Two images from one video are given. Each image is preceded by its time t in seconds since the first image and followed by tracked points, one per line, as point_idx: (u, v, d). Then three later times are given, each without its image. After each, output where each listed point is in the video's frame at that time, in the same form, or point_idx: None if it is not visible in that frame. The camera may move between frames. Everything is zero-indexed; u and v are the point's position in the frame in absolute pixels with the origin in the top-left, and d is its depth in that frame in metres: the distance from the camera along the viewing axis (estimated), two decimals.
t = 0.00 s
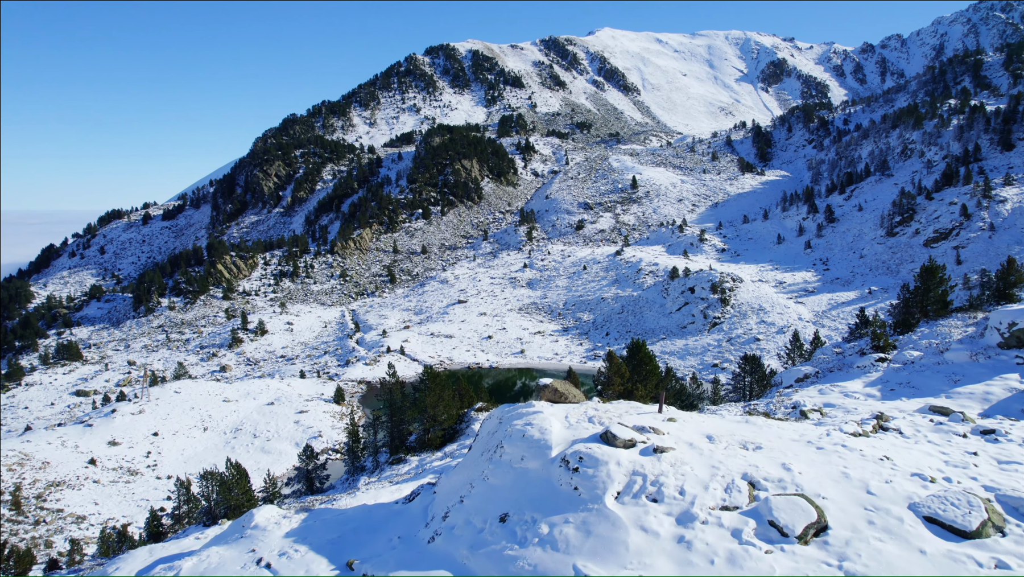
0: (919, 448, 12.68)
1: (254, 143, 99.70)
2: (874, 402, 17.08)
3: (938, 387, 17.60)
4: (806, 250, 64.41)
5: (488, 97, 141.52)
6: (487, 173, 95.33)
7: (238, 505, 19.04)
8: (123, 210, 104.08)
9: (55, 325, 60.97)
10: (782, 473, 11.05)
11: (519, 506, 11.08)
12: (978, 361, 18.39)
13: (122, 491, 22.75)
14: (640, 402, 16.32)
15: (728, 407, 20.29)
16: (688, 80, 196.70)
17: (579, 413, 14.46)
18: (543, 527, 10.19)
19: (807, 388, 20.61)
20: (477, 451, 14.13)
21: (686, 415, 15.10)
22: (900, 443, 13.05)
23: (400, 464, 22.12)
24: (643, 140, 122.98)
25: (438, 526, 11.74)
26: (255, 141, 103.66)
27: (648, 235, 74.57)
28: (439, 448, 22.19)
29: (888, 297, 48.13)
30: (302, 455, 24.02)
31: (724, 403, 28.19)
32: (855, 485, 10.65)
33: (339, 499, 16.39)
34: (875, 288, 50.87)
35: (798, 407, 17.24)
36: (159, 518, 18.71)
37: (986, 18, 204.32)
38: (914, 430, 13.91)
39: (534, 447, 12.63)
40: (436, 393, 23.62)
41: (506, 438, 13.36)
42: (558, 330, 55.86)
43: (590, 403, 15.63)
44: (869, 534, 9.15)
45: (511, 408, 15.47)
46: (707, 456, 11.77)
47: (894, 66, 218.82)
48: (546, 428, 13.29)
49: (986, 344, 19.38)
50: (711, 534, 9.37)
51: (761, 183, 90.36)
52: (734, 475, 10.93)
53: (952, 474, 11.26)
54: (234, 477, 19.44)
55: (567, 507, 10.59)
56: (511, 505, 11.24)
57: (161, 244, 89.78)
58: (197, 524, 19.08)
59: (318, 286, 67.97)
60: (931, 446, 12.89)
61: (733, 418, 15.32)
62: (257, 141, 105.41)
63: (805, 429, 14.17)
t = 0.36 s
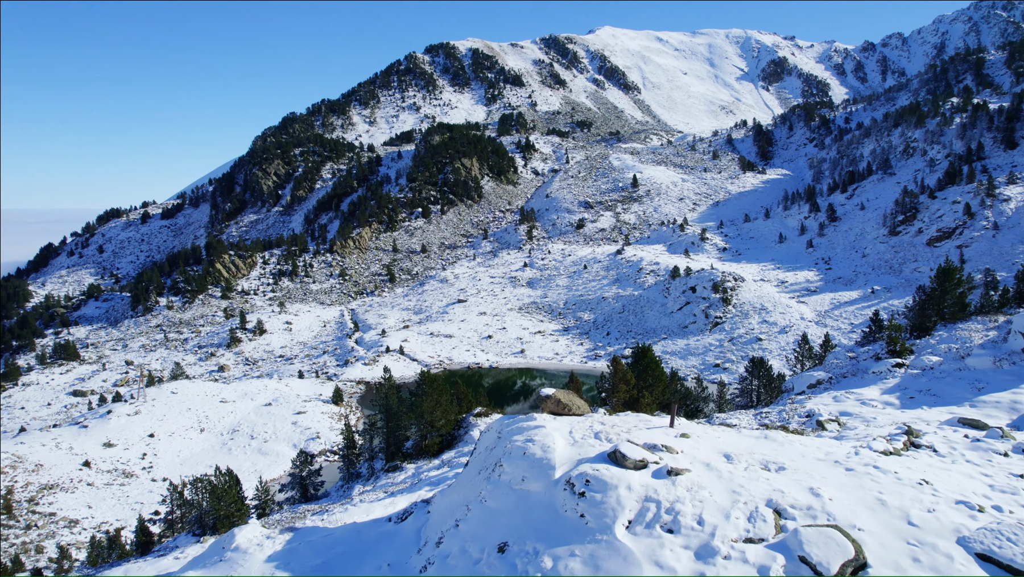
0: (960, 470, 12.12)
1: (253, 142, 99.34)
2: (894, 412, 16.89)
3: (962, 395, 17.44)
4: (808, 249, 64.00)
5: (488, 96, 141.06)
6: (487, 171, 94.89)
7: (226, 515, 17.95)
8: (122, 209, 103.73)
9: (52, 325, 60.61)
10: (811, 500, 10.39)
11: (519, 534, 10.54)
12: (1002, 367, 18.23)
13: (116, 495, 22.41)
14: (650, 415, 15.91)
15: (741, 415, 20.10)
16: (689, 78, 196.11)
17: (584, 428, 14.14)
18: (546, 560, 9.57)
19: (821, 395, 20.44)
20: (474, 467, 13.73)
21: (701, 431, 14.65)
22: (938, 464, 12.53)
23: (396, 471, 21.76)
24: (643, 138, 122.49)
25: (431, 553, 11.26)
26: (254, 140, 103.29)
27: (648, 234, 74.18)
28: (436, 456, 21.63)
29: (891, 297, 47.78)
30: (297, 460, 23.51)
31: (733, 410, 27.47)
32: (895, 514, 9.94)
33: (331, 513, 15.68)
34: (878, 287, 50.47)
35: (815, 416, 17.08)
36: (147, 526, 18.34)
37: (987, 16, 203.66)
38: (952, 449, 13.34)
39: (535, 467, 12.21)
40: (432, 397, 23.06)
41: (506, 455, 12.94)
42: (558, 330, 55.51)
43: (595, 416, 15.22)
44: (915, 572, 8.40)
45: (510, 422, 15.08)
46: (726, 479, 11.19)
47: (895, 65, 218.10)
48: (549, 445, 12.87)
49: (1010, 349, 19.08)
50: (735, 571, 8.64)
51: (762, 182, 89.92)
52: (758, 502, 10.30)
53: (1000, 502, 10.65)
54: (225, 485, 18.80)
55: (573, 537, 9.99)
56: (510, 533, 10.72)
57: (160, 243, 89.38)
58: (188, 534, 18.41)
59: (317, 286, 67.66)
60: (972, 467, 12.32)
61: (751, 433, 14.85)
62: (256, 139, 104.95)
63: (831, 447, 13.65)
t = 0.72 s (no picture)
0: (1008, 497, 11.43)
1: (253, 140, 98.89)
2: (916, 422, 16.56)
3: (987, 404, 17.28)
4: (810, 247, 63.59)
5: (488, 94, 140.48)
6: (487, 169, 94.48)
7: (217, 525, 17.92)
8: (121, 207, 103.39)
9: (49, 324, 60.23)
10: (848, 532, 9.63)
11: (519, 565, 9.75)
12: None
13: (111, 498, 22.07)
14: (659, 431, 15.38)
15: (752, 425, 19.68)
16: (689, 76, 195.48)
17: (590, 447, 13.68)
18: None
19: (836, 402, 20.08)
20: (472, 488, 13.04)
21: (717, 449, 14.11)
22: (983, 489, 11.82)
23: (392, 480, 21.08)
24: (644, 136, 121.98)
25: None
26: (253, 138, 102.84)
27: (649, 232, 73.78)
28: (434, 464, 21.06)
29: (894, 296, 47.51)
30: (289, 466, 22.57)
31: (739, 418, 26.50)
32: (945, 552, 9.20)
33: (316, 530, 15.03)
34: (881, 286, 50.15)
35: (834, 427, 16.74)
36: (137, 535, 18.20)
37: (989, 14, 203.12)
38: (995, 471, 12.68)
39: (537, 491, 11.51)
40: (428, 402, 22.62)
41: (506, 476, 12.25)
42: (558, 329, 55.15)
43: (602, 432, 14.70)
44: None
45: (509, 437, 14.51)
46: (750, 508, 10.50)
47: (897, 62, 217.35)
48: (552, 465, 12.24)
49: None
50: None
51: (764, 180, 89.49)
52: (787, 535, 9.57)
53: None
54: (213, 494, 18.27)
55: (579, 572, 9.23)
56: (508, 564, 9.88)
57: (159, 242, 88.95)
58: (180, 542, 18.02)
59: (316, 285, 67.36)
60: (1020, 492, 11.63)
61: (771, 450, 14.39)
62: (255, 137, 104.46)
63: (861, 468, 13.04)
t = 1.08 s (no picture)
0: None
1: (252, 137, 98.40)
2: (941, 434, 16.16)
3: (1014, 412, 16.85)
4: (812, 245, 63.18)
5: (488, 91, 139.83)
6: (487, 166, 94.04)
7: (203, 535, 17.16)
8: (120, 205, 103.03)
9: (47, 322, 59.98)
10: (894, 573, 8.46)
11: None
12: None
13: (105, 500, 21.64)
14: (672, 447, 14.53)
15: (765, 433, 19.14)
16: (690, 73, 194.65)
17: (597, 467, 12.87)
18: None
19: (853, 409, 19.81)
20: (469, 511, 12.31)
21: (737, 469, 13.21)
22: None
23: (387, 487, 20.27)
24: (644, 133, 121.44)
25: None
26: (253, 135, 102.38)
27: (650, 230, 73.35)
28: (431, 471, 20.45)
29: (897, 294, 47.19)
30: (282, 470, 21.61)
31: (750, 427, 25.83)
32: None
33: (294, 549, 14.41)
34: (884, 284, 49.76)
35: (853, 439, 16.29)
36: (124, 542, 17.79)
37: (991, 11, 202.04)
38: None
39: (539, 518, 10.77)
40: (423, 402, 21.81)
41: (505, 501, 11.55)
42: (559, 328, 54.78)
43: (609, 451, 13.85)
44: None
45: (509, 454, 13.80)
46: (780, 542, 9.40)
47: (898, 59, 216.39)
48: (555, 491, 11.43)
49: None
50: None
51: (765, 177, 88.97)
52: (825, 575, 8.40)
53: None
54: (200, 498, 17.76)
55: None
56: None
57: (157, 239, 88.58)
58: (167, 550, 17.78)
59: (316, 282, 67.00)
60: None
61: (796, 471, 13.45)
62: (254, 135, 103.91)
63: (897, 493, 11.93)
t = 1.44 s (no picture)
0: None
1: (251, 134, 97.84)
2: (970, 445, 15.73)
3: None
4: (815, 242, 62.69)
5: (488, 87, 138.97)
6: (487, 163, 93.49)
7: (190, 548, 16.76)
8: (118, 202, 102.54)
9: (45, 319, 59.64)
10: None
11: None
12: None
13: (99, 501, 21.19)
14: (686, 465, 14.01)
15: (780, 443, 18.63)
16: (691, 69, 193.52)
17: (606, 493, 12.14)
18: None
19: (872, 417, 19.32)
20: (464, 540, 11.75)
21: (759, 494, 12.62)
22: None
23: (382, 496, 19.84)
24: (645, 130, 120.73)
25: None
26: (252, 132, 101.79)
27: (651, 227, 72.87)
28: (428, 479, 19.89)
29: (900, 291, 46.82)
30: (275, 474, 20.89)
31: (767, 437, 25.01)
32: None
33: (280, 567, 14.18)
34: (887, 281, 49.37)
35: (876, 451, 15.83)
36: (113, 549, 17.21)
37: (994, 6, 200.62)
38: None
39: (540, 554, 10.01)
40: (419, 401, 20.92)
41: (504, 533, 10.90)
42: (559, 325, 54.39)
43: (619, 472, 13.24)
44: None
45: (509, 476, 13.45)
46: None
47: (900, 55, 215.04)
48: (560, 521, 10.67)
49: None
50: None
51: (767, 174, 88.41)
52: None
53: None
54: (187, 506, 17.21)
55: None
56: None
57: (156, 236, 88.12)
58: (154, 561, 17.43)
59: (315, 279, 66.59)
60: None
61: (827, 496, 12.84)
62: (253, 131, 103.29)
63: (940, 523, 11.21)
